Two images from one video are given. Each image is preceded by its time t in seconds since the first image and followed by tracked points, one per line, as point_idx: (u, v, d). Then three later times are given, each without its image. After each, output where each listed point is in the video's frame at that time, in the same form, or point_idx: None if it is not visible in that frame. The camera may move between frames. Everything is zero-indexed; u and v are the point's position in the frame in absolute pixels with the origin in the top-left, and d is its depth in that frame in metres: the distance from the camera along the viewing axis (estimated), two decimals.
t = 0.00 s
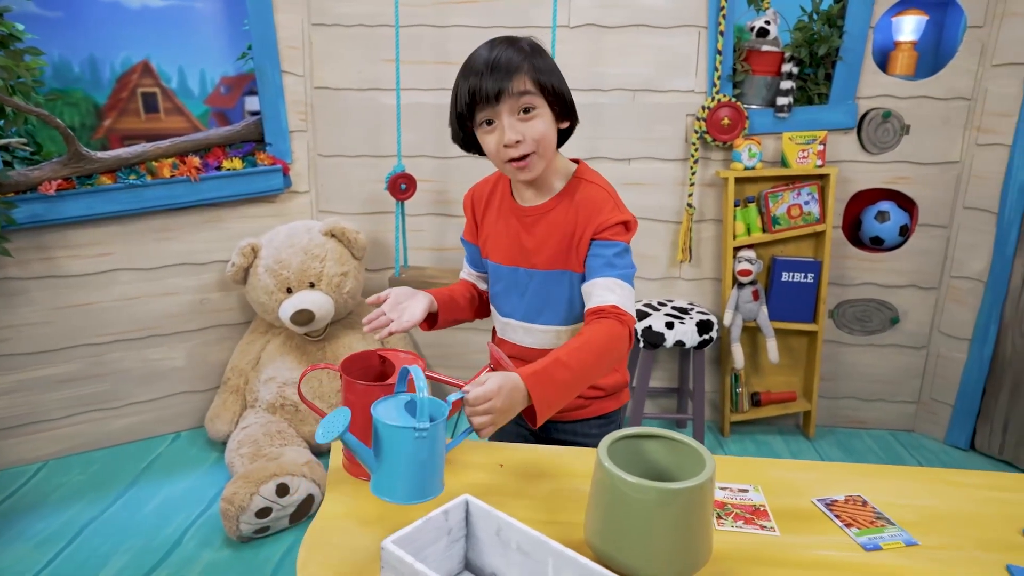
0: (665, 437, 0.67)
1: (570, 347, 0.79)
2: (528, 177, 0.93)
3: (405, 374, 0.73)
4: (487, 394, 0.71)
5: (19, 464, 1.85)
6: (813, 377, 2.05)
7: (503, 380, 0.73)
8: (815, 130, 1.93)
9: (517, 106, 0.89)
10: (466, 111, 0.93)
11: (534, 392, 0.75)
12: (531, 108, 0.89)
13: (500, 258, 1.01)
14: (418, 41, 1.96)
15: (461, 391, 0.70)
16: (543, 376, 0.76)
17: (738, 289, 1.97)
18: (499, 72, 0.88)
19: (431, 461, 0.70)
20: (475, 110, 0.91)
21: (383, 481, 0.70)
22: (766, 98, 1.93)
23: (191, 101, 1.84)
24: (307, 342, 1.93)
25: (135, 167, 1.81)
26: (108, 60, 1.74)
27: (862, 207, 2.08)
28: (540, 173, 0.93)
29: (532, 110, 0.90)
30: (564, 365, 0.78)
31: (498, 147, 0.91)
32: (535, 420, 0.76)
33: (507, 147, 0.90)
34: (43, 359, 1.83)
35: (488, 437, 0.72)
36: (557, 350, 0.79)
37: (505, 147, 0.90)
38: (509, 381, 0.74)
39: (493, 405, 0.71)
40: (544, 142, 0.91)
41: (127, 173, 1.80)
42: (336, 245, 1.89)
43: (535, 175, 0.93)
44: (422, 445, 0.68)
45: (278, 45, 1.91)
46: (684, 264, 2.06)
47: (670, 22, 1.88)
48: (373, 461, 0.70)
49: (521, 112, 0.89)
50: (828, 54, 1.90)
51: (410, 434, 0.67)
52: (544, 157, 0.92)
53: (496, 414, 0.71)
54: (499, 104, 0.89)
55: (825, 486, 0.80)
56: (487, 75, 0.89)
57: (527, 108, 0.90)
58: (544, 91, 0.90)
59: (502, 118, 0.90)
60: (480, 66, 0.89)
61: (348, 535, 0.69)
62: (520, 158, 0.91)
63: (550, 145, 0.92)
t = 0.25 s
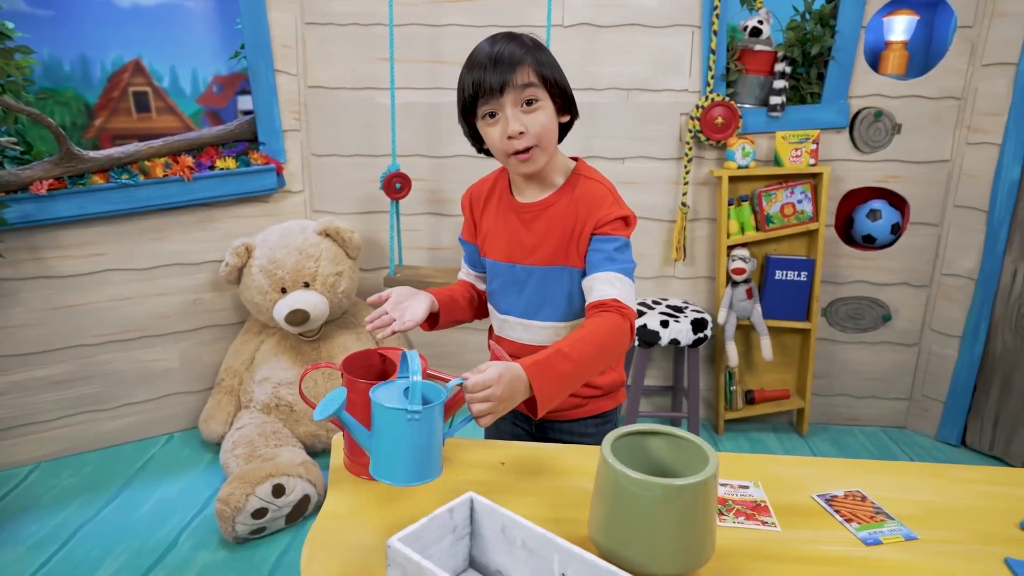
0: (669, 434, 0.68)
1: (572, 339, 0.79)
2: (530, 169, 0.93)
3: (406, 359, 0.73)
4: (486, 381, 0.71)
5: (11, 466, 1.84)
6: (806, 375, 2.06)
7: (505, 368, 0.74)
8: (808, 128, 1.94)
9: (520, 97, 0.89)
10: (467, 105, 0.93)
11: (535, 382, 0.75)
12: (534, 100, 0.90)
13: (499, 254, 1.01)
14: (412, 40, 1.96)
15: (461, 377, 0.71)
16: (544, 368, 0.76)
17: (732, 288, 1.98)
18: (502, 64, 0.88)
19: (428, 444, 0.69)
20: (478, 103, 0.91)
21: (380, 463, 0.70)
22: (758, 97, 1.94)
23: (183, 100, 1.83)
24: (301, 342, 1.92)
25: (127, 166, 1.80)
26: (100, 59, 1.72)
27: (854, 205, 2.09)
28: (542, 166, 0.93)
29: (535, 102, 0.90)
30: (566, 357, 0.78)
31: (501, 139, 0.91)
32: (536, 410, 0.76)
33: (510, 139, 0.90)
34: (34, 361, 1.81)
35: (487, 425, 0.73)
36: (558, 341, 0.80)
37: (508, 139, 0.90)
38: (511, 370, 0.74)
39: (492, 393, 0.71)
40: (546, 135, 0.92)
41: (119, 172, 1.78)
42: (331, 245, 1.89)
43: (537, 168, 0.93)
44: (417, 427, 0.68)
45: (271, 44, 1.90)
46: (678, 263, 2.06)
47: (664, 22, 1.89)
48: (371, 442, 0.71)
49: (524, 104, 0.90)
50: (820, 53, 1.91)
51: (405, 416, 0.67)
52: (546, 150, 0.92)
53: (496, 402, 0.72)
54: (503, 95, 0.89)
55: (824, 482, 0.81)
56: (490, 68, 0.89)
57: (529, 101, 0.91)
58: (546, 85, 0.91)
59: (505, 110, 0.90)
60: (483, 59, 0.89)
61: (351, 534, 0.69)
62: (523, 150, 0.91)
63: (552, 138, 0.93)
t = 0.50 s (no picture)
0: (674, 431, 0.68)
1: (574, 338, 0.79)
2: (530, 167, 0.93)
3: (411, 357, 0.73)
4: (491, 382, 0.71)
5: (4, 468, 1.82)
6: (801, 373, 2.08)
7: (510, 368, 0.74)
8: (802, 128, 1.95)
9: (519, 95, 0.89)
10: (467, 102, 0.93)
11: (539, 382, 0.76)
12: (533, 97, 0.90)
13: (499, 253, 1.01)
14: (407, 40, 1.96)
15: (466, 377, 0.71)
16: (547, 367, 0.76)
17: (727, 286, 1.98)
18: (501, 62, 0.89)
19: (432, 443, 0.69)
20: (477, 100, 0.92)
21: (384, 461, 0.70)
22: (753, 96, 1.95)
23: (177, 99, 1.81)
24: (297, 342, 1.91)
25: (121, 166, 1.78)
26: (92, 58, 1.70)
27: (848, 204, 2.10)
28: (541, 163, 0.94)
29: (534, 100, 0.90)
30: (569, 356, 0.78)
31: (500, 137, 0.91)
32: (541, 410, 0.76)
33: (510, 136, 0.90)
34: (28, 362, 1.80)
35: (491, 426, 0.73)
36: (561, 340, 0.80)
37: (507, 136, 0.90)
38: (516, 371, 0.74)
39: (497, 394, 0.71)
40: (546, 132, 0.92)
41: (113, 172, 1.77)
42: (327, 244, 1.88)
43: (536, 164, 0.93)
44: (422, 426, 0.67)
45: (266, 43, 1.90)
46: (674, 261, 2.07)
47: (659, 22, 1.90)
48: (376, 441, 0.71)
49: (523, 102, 0.90)
50: (814, 53, 1.92)
51: (411, 414, 0.67)
52: (546, 147, 0.92)
53: (500, 403, 0.72)
54: (502, 93, 0.89)
55: (825, 478, 0.82)
56: (489, 66, 0.89)
57: (529, 98, 0.91)
58: (546, 83, 0.91)
59: (504, 108, 0.90)
60: (483, 57, 0.90)
61: (356, 533, 0.69)
62: (522, 147, 0.91)
63: (551, 135, 0.93)
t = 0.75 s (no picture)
0: (681, 427, 0.68)
1: (581, 338, 0.80)
2: (534, 164, 0.93)
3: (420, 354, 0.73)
4: (501, 382, 0.71)
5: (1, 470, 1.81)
6: (797, 371, 2.09)
7: (518, 368, 0.74)
8: (798, 127, 1.96)
9: (523, 93, 0.90)
10: (472, 101, 0.94)
11: (547, 381, 0.76)
12: (537, 96, 0.90)
13: (503, 251, 1.01)
14: (405, 39, 1.96)
15: (476, 376, 0.71)
16: (555, 367, 0.77)
17: (724, 285, 1.99)
18: (505, 60, 0.89)
19: (439, 439, 0.69)
20: (481, 99, 0.92)
21: (390, 456, 0.70)
22: (750, 96, 1.96)
23: (173, 99, 1.80)
24: (295, 341, 1.91)
25: (118, 165, 1.77)
26: (87, 57, 1.69)
27: (844, 203, 2.12)
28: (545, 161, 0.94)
29: (538, 98, 0.91)
30: (576, 356, 0.78)
31: (504, 135, 0.91)
32: (548, 409, 0.77)
33: (513, 134, 0.91)
34: (24, 362, 1.79)
35: (497, 426, 0.73)
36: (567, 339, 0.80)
37: (511, 134, 0.91)
38: (524, 371, 0.74)
39: (505, 393, 0.71)
40: (550, 131, 0.92)
41: (110, 171, 1.76)
42: (325, 244, 1.88)
43: (539, 162, 0.93)
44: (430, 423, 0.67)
45: (263, 42, 1.89)
46: (671, 260, 2.08)
47: (656, 21, 1.90)
48: (382, 437, 0.71)
49: (527, 100, 0.90)
50: (810, 53, 1.93)
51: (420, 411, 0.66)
52: (550, 145, 0.93)
53: (508, 403, 0.72)
54: (506, 91, 0.90)
55: (829, 473, 0.82)
56: (493, 65, 0.90)
57: (533, 97, 0.91)
58: (550, 82, 0.92)
59: (508, 106, 0.91)
60: (487, 56, 0.90)
61: (365, 530, 0.69)
62: (526, 145, 0.92)
63: (555, 133, 0.93)
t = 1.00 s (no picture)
0: (689, 423, 0.69)
1: (588, 339, 0.80)
2: (540, 163, 0.94)
3: (432, 359, 0.72)
4: (510, 386, 0.72)
5: None
6: (795, 369, 2.10)
7: (527, 371, 0.74)
8: (796, 126, 1.97)
9: (530, 91, 0.90)
10: (479, 99, 0.95)
11: (554, 383, 0.76)
12: (544, 94, 0.91)
13: (509, 250, 1.02)
14: (404, 38, 1.96)
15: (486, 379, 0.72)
16: (561, 369, 0.77)
17: (723, 283, 2.00)
18: (513, 59, 0.90)
19: (449, 446, 0.68)
20: (488, 97, 0.93)
21: (399, 463, 0.70)
22: (748, 95, 1.96)
23: (171, 98, 1.79)
24: (295, 341, 1.91)
25: (117, 164, 1.77)
26: (85, 56, 1.68)
27: (841, 201, 2.12)
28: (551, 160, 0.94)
29: (545, 97, 0.91)
30: (583, 357, 0.79)
31: (511, 133, 0.92)
32: (557, 411, 0.77)
33: (520, 132, 0.91)
34: (22, 363, 1.78)
35: (504, 429, 0.73)
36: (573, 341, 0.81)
37: (518, 132, 0.91)
38: (533, 374, 0.75)
39: (514, 397, 0.72)
40: (556, 129, 0.92)
41: (109, 171, 1.76)
42: (324, 243, 1.88)
43: (545, 161, 0.93)
44: (441, 430, 0.67)
45: (262, 42, 1.89)
46: (670, 259, 2.09)
47: (655, 21, 1.91)
48: (393, 443, 0.71)
49: (534, 98, 0.91)
50: (808, 52, 1.94)
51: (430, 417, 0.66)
52: (556, 144, 0.93)
53: (517, 406, 0.72)
54: (513, 90, 0.90)
55: (833, 469, 0.83)
56: (501, 63, 0.90)
57: (540, 95, 0.92)
58: (557, 81, 0.92)
59: (515, 104, 0.91)
60: (495, 54, 0.91)
61: (375, 527, 0.69)
62: (532, 143, 0.92)
63: (562, 132, 0.94)
